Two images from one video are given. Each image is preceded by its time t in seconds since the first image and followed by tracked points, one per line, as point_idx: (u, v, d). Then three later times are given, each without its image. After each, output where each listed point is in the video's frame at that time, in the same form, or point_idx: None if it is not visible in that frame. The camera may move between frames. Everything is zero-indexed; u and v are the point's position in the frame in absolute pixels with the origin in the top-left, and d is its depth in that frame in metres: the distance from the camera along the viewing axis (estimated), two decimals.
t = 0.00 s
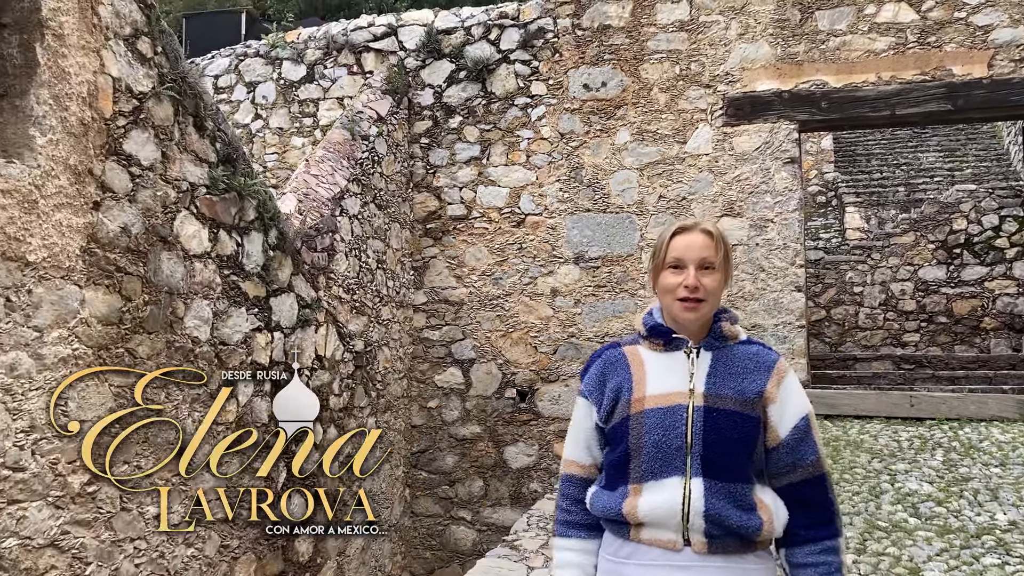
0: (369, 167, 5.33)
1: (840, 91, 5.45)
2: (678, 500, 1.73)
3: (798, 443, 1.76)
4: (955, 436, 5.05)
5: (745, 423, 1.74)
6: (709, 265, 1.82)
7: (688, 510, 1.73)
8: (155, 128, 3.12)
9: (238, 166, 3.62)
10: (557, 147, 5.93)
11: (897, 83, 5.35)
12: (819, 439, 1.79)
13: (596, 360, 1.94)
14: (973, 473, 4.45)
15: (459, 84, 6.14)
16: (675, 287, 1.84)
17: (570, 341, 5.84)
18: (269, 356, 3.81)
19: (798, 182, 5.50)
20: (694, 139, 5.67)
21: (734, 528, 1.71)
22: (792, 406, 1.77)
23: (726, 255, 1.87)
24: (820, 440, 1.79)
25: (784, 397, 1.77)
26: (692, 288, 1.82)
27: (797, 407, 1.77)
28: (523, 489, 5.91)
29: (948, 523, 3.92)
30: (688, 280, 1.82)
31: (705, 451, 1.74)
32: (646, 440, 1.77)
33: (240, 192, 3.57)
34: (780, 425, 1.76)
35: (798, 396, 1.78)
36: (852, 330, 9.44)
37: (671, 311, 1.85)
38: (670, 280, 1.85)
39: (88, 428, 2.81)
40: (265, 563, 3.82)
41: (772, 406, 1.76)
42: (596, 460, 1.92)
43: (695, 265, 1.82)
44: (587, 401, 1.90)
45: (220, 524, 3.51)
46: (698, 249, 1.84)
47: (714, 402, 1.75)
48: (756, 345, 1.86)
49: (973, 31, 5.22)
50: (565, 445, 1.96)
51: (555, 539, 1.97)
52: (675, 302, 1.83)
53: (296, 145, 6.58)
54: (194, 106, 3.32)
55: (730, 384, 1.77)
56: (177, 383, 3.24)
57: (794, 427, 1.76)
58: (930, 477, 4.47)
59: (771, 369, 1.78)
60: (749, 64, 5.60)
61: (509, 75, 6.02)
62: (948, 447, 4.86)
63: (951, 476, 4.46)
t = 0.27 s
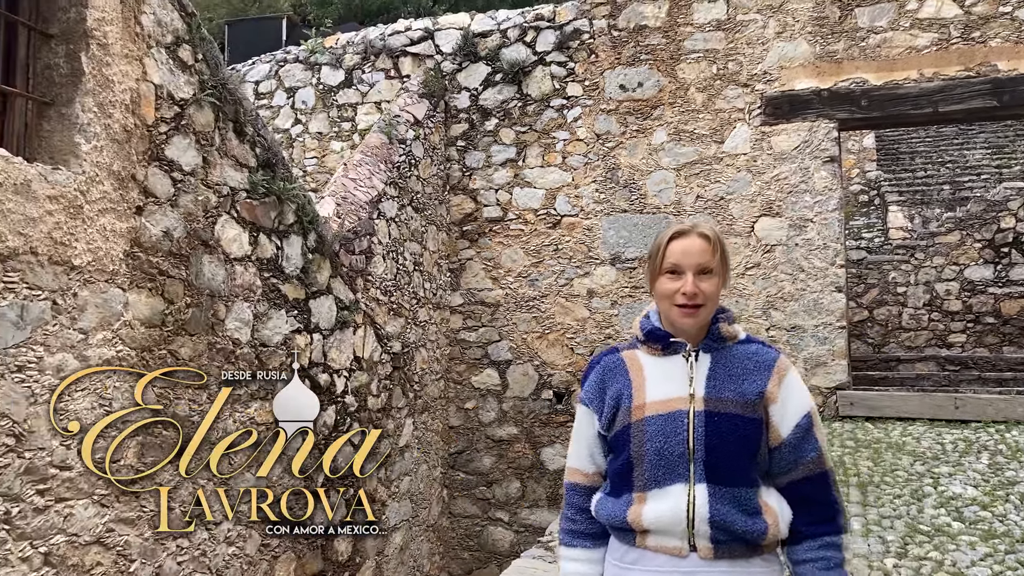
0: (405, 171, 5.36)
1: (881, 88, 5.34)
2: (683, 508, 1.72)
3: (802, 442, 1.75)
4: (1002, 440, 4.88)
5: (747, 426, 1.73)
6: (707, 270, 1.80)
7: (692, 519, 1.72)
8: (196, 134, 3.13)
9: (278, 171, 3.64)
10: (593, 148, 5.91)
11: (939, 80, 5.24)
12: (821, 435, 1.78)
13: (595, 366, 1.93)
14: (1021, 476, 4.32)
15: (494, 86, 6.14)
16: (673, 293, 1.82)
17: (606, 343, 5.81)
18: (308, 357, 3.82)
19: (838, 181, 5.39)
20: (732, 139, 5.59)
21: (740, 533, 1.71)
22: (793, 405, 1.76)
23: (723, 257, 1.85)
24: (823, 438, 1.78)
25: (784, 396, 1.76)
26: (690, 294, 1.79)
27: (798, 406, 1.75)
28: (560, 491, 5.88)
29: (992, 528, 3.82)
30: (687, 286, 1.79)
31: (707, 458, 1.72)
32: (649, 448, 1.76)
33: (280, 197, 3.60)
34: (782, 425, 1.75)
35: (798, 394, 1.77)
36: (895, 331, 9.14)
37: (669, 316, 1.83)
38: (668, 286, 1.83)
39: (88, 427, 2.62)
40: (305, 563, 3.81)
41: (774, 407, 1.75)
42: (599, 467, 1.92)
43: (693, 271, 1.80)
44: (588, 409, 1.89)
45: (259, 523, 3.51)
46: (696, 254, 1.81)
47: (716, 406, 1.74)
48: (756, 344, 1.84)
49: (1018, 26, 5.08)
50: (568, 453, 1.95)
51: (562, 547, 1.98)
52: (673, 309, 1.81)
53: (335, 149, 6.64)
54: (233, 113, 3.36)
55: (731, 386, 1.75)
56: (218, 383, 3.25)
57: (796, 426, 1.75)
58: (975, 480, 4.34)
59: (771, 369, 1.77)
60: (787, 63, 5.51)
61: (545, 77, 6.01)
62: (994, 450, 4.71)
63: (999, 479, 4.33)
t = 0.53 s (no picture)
0: (436, 173, 5.35)
1: (916, 85, 5.24)
2: (685, 517, 1.72)
3: (800, 444, 1.76)
4: None
5: (746, 433, 1.72)
6: (699, 273, 1.82)
7: (695, 527, 1.72)
8: (227, 140, 3.11)
9: (308, 176, 3.61)
10: (623, 149, 5.86)
11: (978, 75, 5.11)
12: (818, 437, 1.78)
13: (590, 373, 1.92)
14: None
15: (525, 88, 6.13)
16: (666, 297, 1.83)
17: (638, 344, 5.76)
18: (340, 359, 3.80)
19: (873, 180, 5.29)
20: (764, 138, 5.51)
21: (743, 539, 1.71)
22: (791, 409, 1.76)
23: (715, 260, 1.87)
24: (821, 440, 1.79)
25: (781, 400, 1.76)
26: (684, 299, 1.80)
27: (796, 409, 1.76)
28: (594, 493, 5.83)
29: None
30: (680, 291, 1.81)
31: (708, 466, 1.72)
32: (649, 459, 1.75)
33: (310, 201, 3.57)
34: (781, 428, 1.75)
35: (795, 396, 1.77)
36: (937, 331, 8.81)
37: (663, 321, 1.83)
38: (661, 291, 1.84)
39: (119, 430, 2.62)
40: (338, 562, 3.70)
41: (772, 411, 1.75)
42: (598, 473, 1.91)
43: (685, 275, 1.81)
44: (585, 416, 1.88)
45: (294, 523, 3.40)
46: (688, 258, 1.83)
47: (715, 414, 1.73)
48: (751, 347, 1.84)
49: None
50: (565, 460, 1.95)
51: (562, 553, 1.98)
52: (667, 314, 1.82)
53: (368, 154, 6.59)
54: (264, 119, 3.32)
55: (729, 393, 1.75)
56: (250, 385, 3.19)
57: (794, 429, 1.75)
58: (1017, 483, 4.20)
59: (767, 373, 1.76)
60: (820, 60, 5.42)
61: (575, 78, 5.98)
62: None
63: None
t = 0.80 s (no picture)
0: (461, 175, 5.27)
1: (948, 79, 5.15)
2: (679, 519, 1.65)
3: (792, 444, 1.72)
4: None
5: (739, 433, 1.68)
6: (687, 272, 1.78)
7: (688, 529, 1.65)
8: (251, 145, 3.05)
9: (331, 179, 3.53)
10: (650, 148, 5.76)
11: (1010, 68, 5.00)
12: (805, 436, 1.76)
13: (579, 374, 1.84)
14: None
15: (551, 89, 6.05)
16: (656, 297, 1.77)
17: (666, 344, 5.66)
18: (365, 361, 3.72)
19: (904, 176, 5.19)
20: (791, 135, 5.42)
21: (736, 540, 1.66)
22: (781, 409, 1.72)
23: (703, 259, 1.82)
24: (811, 440, 1.76)
25: (773, 401, 1.72)
26: (673, 298, 1.75)
27: (787, 409, 1.72)
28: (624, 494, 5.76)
29: None
30: (670, 289, 1.75)
31: (701, 467, 1.66)
32: (642, 459, 1.69)
33: (334, 205, 3.51)
34: (772, 429, 1.71)
35: (785, 396, 1.74)
36: (977, 329, 8.62)
37: (653, 321, 1.77)
38: (651, 290, 1.78)
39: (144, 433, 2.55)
40: (364, 564, 3.58)
41: (763, 412, 1.71)
42: (588, 475, 1.84)
43: (674, 274, 1.76)
44: (574, 417, 1.80)
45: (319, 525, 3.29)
46: (676, 256, 1.78)
47: (707, 414, 1.68)
48: (741, 347, 1.80)
49: None
50: (553, 462, 1.87)
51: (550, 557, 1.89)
52: (656, 313, 1.76)
53: (394, 156, 6.61)
54: (286, 124, 3.25)
55: (721, 393, 1.70)
56: (275, 388, 3.11)
57: (786, 429, 1.71)
58: None
59: (758, 373, 1.73)
60: (848, 55, 5.35)
61: (600, 78, 5.91)
62: None
63: None
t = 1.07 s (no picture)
0: (484, 178, 5.25)
1: (975, 73, 5.05)
2: (665, 522, 1.52)
3: (782, 451, 1.58)
4: None
5: (728, 437, 1.54)
6: (678, 273, 1.63)
7: (674, 534, 1.51)
8: (272, 153, 3.04)
9: (353, 186, 3.53)
10: (673, 148, 5.68)
11: None
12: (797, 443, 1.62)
13: (566, 376, 1.71)
14: None
15: (573, 90, 5.94)
16: (645, 300, 1.63)
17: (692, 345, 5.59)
18: (388, 364, 3.73)
19: (931, 172, 5.10)
20: (816, 133, 5.35)
21: (724, 547, 1.51)
22: (772, 413, 1.58)
23: (695, 260, 1.68)
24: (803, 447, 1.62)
25: (765, 405, 1.58)
26: (663, 300, 1.61)
27: (778, 414, 1.59)
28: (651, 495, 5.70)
29: None
30: (659, 291, 1.61)
31: (688, 470, 1.53)
32: (630, 461, 1.56)
33: (355, 210, 3.52)
34: (763, 434, 1.58)
35: (777, 401, 1.60)
36: (1015, 325, 8.46)
37: (643, 324, 1.63)
38: (639, 293, 1.64)
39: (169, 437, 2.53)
40: (391, 565, 3.61)
41: (753, 416, 1.57)
42: (578, 479, 1.69)
43: (663, 275, 1.62)
44: (560, 419, 1.67)
45: (344, 526, 3.30)
46: (665, 258, 1.64)
47: (695, 417, 1.55)
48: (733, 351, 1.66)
49: None
50: (541, 466, 1.72)
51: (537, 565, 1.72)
52: (646, 316, 1.62)
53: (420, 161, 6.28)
54: (308, 131, 3.24)
55: (710, 396, 1.57)
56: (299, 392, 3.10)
57: (776, 434, 1.58)
58: None
59: (748, 377, 1.59)
60: (872, 52, 5.26)
61: (624, 78, 5.81)
62: None
63: None
